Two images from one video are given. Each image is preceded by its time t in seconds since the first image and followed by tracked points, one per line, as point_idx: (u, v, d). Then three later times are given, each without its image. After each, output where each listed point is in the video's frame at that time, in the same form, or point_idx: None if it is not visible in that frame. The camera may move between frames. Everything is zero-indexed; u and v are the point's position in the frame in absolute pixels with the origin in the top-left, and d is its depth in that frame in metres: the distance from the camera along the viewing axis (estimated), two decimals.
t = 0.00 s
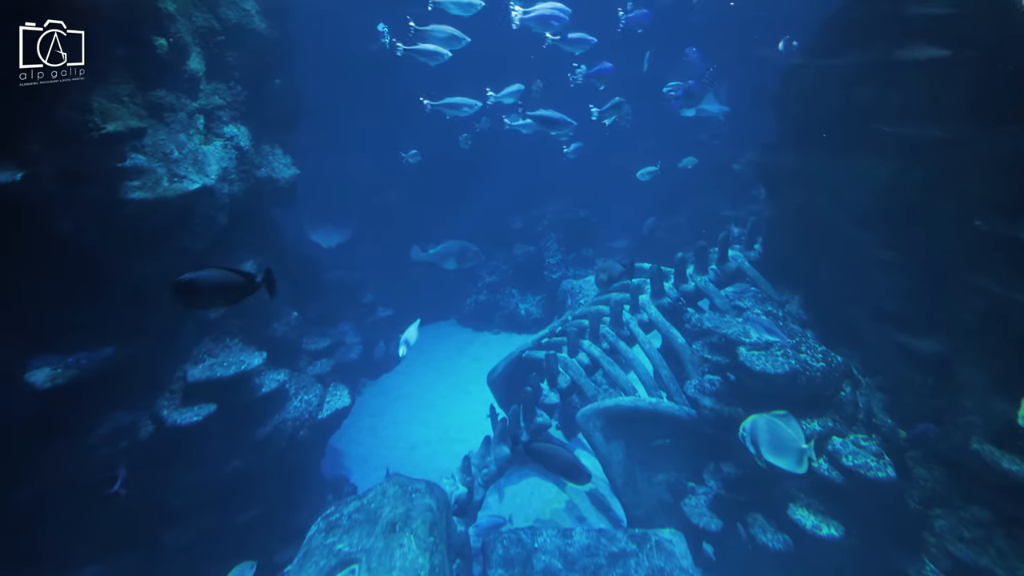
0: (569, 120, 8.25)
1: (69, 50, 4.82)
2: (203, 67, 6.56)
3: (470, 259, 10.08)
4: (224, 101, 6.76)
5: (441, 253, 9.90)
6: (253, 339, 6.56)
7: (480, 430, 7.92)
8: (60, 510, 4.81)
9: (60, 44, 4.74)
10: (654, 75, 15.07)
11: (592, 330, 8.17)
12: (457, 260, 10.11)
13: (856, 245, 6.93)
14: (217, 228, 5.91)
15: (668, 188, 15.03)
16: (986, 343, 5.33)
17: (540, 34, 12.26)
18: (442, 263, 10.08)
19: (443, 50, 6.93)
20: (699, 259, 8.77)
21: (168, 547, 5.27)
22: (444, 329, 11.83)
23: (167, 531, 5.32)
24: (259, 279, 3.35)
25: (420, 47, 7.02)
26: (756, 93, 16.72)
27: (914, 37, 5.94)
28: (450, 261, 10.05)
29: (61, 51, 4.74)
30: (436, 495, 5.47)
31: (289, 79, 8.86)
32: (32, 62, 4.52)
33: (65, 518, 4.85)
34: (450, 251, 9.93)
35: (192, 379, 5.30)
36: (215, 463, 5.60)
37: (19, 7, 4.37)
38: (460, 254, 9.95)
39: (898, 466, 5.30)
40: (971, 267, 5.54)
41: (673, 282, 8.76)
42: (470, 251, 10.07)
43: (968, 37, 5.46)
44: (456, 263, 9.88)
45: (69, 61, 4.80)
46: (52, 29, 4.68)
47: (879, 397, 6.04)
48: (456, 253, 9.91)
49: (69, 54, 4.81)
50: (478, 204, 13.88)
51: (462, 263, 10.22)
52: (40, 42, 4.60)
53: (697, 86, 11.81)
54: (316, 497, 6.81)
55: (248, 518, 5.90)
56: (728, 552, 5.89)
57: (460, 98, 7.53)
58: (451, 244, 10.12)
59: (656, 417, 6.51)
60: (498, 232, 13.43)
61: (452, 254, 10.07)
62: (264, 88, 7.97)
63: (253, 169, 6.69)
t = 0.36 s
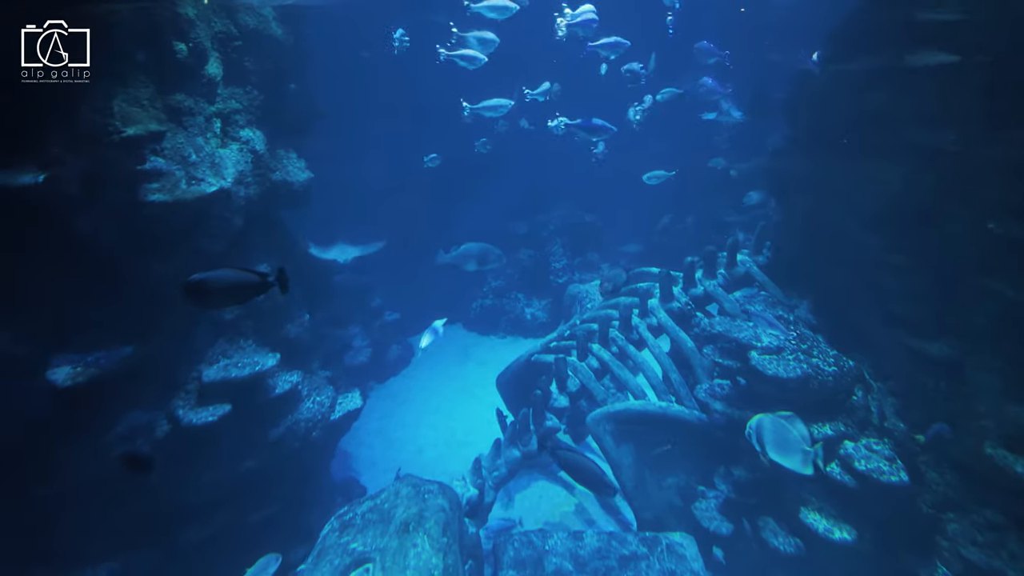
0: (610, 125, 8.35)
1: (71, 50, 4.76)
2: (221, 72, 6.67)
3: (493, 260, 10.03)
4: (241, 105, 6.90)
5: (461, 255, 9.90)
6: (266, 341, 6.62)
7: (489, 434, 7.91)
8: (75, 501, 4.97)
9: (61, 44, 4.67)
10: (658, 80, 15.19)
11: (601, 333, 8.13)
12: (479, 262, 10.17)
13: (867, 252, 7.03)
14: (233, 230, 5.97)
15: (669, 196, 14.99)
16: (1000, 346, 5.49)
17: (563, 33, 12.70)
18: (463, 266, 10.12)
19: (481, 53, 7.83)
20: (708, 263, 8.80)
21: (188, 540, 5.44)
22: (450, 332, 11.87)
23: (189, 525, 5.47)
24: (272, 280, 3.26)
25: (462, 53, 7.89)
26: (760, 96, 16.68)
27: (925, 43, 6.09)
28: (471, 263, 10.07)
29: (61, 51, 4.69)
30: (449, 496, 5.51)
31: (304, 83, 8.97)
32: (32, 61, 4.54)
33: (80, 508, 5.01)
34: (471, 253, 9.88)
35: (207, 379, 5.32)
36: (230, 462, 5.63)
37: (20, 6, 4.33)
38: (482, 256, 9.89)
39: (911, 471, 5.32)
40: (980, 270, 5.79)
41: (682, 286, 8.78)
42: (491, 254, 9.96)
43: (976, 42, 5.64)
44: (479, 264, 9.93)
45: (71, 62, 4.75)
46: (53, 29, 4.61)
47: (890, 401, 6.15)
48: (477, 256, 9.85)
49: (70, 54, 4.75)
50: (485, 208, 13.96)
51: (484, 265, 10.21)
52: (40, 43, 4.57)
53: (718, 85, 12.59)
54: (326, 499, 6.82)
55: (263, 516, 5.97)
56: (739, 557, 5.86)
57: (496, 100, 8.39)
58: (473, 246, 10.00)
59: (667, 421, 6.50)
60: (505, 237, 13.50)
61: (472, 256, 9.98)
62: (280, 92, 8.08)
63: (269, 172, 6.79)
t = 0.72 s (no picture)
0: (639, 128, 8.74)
1: (71, 50, 4.61)
2: (232, 76, 6.69)
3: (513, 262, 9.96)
4: (252, 109, 6.95)
5: (482, 257, 9.78)
6: (275, 344, 6.62)
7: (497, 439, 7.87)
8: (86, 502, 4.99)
9: (61, 44, 4.54)
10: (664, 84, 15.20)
11: (609, 338, 8.09)
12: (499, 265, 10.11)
13: (877, 258, 7.07)
14: (243, 233, 5.96)
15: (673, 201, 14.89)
16: (1015, 355, 5.59)
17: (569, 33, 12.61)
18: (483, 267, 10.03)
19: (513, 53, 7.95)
20: (716, 267, 8.76)
21: (197, 543, 5.41)
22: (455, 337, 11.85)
23: (197, 529, 5.45)
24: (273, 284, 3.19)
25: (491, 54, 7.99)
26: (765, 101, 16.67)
27: (932, 48, 6.12)
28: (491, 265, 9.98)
29: (62, 51, 4.56)
30: (458, 501, 5.48)
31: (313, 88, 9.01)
32: (35, 61, 4.53)
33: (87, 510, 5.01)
34: (491, 256, 9.74)
35: (216, 383, 5.32)
36: (239, 465, 5.61)
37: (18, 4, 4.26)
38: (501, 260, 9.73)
39: (925, 480, 5.27)
40: (992, 276, 5.88)
41: (690, 290, 8.74)
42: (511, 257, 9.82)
43: (982, 46, 5.70)
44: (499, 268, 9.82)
45: (70, 62, 4.61)
46: (54, 30, 4.51)
47: (904, 407, 6.15)
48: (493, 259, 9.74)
49: (72, 55, 4.62)
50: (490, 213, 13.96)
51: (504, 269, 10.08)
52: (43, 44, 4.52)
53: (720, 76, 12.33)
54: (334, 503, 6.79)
55: (272, 520, 5.96)
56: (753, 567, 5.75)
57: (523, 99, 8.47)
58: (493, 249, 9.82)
59: (676, 427, 6.44)
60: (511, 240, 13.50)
61: (493, 259, 9.90)
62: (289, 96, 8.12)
63: (278, 176, 6.83)
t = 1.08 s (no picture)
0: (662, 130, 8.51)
1: (70, 51, 4.51)
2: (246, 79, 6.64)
3: (536, 266, 9.92)
4: (265, 113, 6.92)
5: (509, 261, 9.72)
6: (287, 349, 6.61)
7: (506, 446, 7.76)
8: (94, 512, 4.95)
9: (61, 44, 4.46)
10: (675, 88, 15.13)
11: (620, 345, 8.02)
12: (522, 269, 10.03)
13: (899, 263, 7.15)
14: (256, 236, 5.91)
15: (683, 203, 14.56)
16: None
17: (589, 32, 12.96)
18: (507, 271, 9.92)
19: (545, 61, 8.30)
20: (728, 273, 8.64)
21: (207, 553, 5.37)
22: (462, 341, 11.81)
23: (207, 538, 5.41)
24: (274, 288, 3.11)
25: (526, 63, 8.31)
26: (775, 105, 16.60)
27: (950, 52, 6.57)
28: (516, 269, 9.88)
29: (61, 51, 4.48)
30: (469, 511, 5.43)
31: (326, 92, 9.00)
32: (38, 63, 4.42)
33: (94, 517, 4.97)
34: (517, 260, 9.73)
35: (228, 388, 5.29)
36: (250, 471, 5.54)
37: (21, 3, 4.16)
38: (525, 263, 9.72)
39: (950, 495, 5.17)
40: (1013, 287, 6.09)
41: (702, 296, 8.64)
42: (535, 260, 9.90)
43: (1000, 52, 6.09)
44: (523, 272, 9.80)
45: (67, 63, 4.49)
46: (54, 31, 4.44)
47: (926, 419, 6.14)
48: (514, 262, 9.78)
49: (70, 55, 4.51)
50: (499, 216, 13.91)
51: (526, 272, 10.04)
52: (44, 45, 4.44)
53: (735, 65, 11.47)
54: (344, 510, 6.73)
55: (285, 527, 5.87)
56: None
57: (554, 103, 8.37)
58: (517, 253, 9.77)
59: (689, 437, 6.30)
60: (519, 245, 13.45)
61: (518, 263, 9.90)
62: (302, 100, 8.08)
63: (292, 180, 6.84)
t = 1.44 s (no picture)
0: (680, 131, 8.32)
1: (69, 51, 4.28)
2: (254, 82, 6.56)
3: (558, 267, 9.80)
4: (274, 116, 6.88)
5: (529, 263, 9.69)
6: (295, 354, 6.55)
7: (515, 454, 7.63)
8: (106, 515, 4.96)
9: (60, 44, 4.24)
10: (684, 91, 15.06)
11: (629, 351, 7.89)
12: (543, 270, 9.97)
13: (919, 272, 7.12)
14: (265, 240, 5.82)
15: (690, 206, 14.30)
16: None
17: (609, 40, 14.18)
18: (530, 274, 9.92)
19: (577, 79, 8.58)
20: (740, 278, 8.50)
21: (213, 563, 5.32)
22: (464, 346, 11.75)
23: (213, 549, 5.36)
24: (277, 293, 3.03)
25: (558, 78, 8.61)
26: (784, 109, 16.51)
27: (963, 54, 6.61)
28: (536, 271, 9.90)
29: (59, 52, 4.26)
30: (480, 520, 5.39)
31: (336, 95, 8.96)
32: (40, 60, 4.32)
33: (105, 517, 4.98)
34: (538, 261, 9.69)
35: (237, 395, 5.21)
36: (258, 479, 5.49)
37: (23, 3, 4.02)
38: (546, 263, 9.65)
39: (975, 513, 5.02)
40: None
41: (712, 302, 8.49)
42: (556, 262, 9.84)
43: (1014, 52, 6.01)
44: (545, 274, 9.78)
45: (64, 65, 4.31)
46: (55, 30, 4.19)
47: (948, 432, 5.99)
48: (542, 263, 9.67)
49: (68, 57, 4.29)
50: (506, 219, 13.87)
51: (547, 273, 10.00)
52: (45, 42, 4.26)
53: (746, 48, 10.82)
54: (350, 518, 6.66)
55: (289, 538, 5.90)
56: None
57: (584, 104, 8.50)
58: (536, 255, 9.73)
59: (702, 446, 6.08)
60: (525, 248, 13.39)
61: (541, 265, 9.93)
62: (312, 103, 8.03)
63: (301, 184, 6.81)
